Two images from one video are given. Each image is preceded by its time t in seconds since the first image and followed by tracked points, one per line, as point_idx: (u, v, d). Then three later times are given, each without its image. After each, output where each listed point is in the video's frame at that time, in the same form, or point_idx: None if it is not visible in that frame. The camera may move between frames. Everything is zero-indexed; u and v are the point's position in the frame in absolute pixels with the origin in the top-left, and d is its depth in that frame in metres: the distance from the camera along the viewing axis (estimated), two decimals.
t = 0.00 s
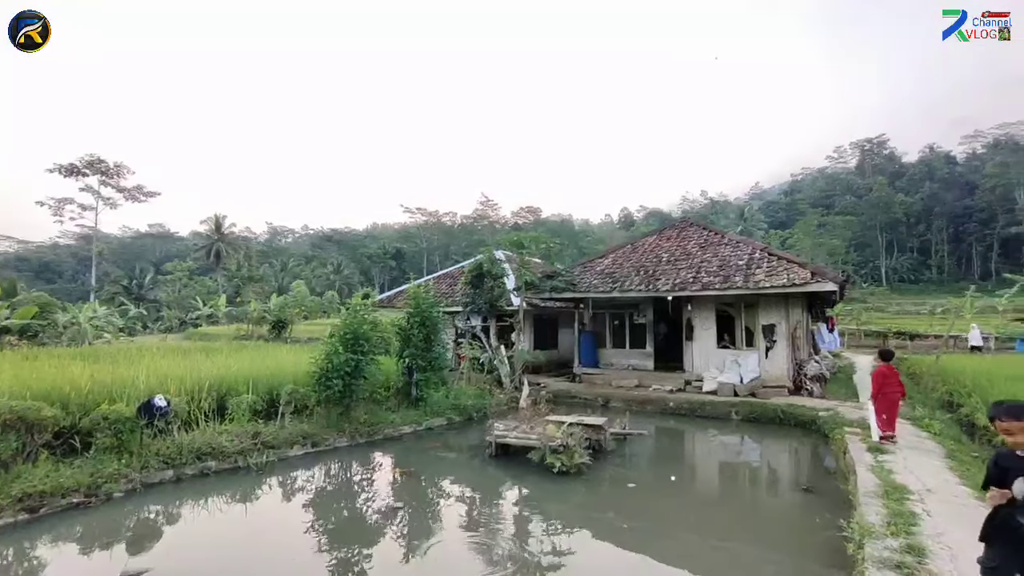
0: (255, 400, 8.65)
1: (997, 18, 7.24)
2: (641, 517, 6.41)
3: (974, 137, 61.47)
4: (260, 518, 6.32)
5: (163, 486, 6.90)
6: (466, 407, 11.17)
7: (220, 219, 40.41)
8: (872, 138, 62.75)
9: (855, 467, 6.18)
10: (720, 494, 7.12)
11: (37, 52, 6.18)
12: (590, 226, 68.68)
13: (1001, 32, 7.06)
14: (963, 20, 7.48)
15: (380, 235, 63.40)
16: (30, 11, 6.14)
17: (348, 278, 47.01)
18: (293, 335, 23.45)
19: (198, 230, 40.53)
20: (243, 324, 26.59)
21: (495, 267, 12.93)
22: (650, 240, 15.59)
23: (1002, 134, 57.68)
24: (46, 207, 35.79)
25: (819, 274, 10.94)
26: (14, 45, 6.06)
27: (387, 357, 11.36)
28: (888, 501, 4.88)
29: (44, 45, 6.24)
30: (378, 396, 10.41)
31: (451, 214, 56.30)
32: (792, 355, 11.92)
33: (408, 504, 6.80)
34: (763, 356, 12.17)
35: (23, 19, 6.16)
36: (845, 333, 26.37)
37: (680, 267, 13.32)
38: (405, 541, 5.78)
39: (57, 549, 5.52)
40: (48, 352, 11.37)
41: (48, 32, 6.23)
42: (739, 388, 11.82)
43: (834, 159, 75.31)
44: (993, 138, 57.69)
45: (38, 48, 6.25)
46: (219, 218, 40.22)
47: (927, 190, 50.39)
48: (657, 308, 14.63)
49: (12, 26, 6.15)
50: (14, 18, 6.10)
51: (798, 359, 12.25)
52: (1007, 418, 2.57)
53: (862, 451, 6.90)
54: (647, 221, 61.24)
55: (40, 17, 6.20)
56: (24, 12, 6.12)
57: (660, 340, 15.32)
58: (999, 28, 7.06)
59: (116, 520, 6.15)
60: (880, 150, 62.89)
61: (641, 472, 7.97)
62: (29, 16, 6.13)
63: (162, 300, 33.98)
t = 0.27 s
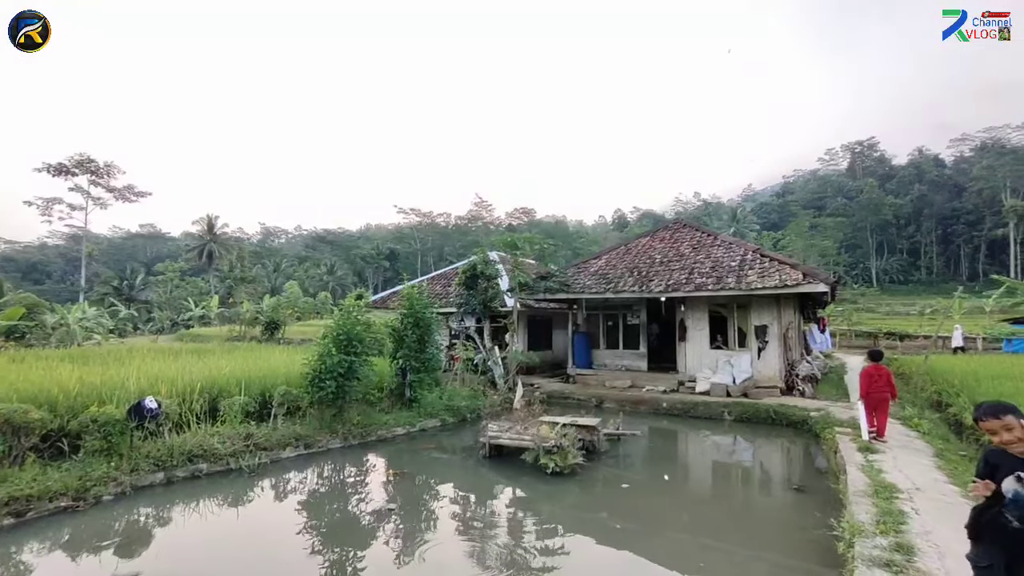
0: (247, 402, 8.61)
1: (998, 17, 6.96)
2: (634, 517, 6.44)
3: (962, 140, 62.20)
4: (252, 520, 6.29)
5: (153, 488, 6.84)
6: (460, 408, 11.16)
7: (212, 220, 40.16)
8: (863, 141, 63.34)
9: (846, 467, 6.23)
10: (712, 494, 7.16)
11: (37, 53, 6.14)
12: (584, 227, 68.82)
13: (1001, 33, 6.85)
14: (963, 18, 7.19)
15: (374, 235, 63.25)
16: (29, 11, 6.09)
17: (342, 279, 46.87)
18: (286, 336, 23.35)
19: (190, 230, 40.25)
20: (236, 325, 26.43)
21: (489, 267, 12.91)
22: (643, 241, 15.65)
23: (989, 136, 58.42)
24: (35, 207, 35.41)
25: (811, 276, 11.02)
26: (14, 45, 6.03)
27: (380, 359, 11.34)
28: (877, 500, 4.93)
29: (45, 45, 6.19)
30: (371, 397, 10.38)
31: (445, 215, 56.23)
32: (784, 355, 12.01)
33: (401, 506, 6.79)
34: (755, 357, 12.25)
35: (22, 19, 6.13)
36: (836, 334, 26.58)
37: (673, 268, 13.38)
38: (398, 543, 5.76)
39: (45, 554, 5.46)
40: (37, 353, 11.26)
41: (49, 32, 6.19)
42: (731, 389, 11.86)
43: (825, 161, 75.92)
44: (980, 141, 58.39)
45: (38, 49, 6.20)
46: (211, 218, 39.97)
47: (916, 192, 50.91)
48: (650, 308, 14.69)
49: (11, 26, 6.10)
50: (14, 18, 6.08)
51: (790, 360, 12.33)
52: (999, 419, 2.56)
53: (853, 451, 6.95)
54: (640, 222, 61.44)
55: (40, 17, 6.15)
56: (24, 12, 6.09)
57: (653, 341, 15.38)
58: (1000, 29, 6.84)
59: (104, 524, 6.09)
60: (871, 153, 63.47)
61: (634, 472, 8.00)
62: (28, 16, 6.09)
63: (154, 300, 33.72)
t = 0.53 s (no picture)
0: (239, 403, 8.56)
1: (997, 18, 7.32)
2: (627, 517, 6.46)
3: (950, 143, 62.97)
4: (244, 522, 6.25)
5: (143, 491, 6.78)
6: (453, 409, 11.14)
7: (204, 220, 39.89)
8: (854, 143, 63.94)
9: (836, 466, 6.28)
10: (705, 494, 7.19)
11: (37, 52, 6.31)
12: (578, 228, 68.94)
13: (1000, 32, 7.15)
14: (962, 19, 7.56)
15: (368, 236, 63.07)
16: (29, 11, 6.26)
17: (335, 280, 46.71)
18: (279, 337, 23.22)
19: (181, 231, 39.94)
20: (228, 327, 26.24)
21: (482, 268, 12.90)
22: (636, 242, 15.70)
23: (977, 139, 59.14)
24: (23, 207, 35.02)
25: (802, 276, 11.09)
26: (14, 45, 6.18)
27: (373, 360, 11.30)
28: (867, 499, 4.97)
29: (44, 45, 6.36)
30: (365, 398, 10.35)
31: (439, 215, 56.17)
32: (775, 356, 12.07)
33: (394, 507, 6.78)
34: (747, 357, 12.32)
35: (22, 19, 6.29)
36: (827, 335, 26.79)
37: (666, 269, 13.44)
38: (391, 544, 5.75)
39: (32, 558, 5.39)
40: (27, 355, 11.14)
41: (48, 32, 6.36)
42: (724, 390, 11.90)
43: (816, 163, 76.54)
44: (968, 143, 59.09)
45: (37, 48, 6.36)
46: (203, 218, 39.69)
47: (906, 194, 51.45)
48: (643, 309, 14.74)
49: (12, 26, 6.27)
50: (15, 18, 6.24)
51: (782, 360, 12.41)
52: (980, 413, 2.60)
53: (843, 450, 7.01)
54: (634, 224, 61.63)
55: (41, 17, 6.32)
56: (24, 12, 6.25)
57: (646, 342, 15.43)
58: (999, 28, 7.15)
59: (93, 528, 6.02)
60: (861, 155, 64.07)
61: (627, 473, 8.02)
62: (29, 16, 6.26)
63: (145, 302, 33.43)
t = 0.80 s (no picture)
0: (231, 404, 8.51)
1: (998, 17, 6.97)
2: (620, 517, 6.48)
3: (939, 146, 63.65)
4: (236, 524, 6.21)
5: (132, 494, 6.72)
6: (447, 410, 11.13)
7: (196, 220, 39.59)
8: (845, 146, 64.52)
9: (827, 465, 6.33)
10: (697, 493, 7.24)
11: (37, 52, 6.23)
12: (572, 229, 69.03)
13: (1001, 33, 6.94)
14: (961, 20, 7.24)
15: (361, 236, 62.89)
16: (29, 11, 6.18)
17: (328, 281, 46.53)
18: (271, 337, 23.08)
19: (173, 231, 39.63)
20: (219, 327, 26.05)
21: (476, 269, 12.89)
22: (629, 243, 15.76)
23: (965, 142, 59.83)
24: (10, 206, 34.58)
25: (794, 278, 11.17)
26: (15, 45, 6.10)
27: (367, 361, 11.27)
28: (857, 498, 5.02)
29: (44, 45, 6.29)
30: (358, 399, 10.31)
31: (433, 216, 56.11)
32: (767, 357, 12.15)
33: (387, 509, 6.76)
34: (740, 358, 12.39)
35: (22, 19, 6.23)
36: (818, 335, 27.01)
37: (659, 270, 13.50)
38: (384, 545, 5.73)
39: (18, 561, 5.33)
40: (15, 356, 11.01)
41: (49, 32, 6.29)
42: (716, 390, 11.95)
43: (808, 165, 77.15)
44: (957, 147, 59.77)
45: (37, 49, 6.28)
46: (195, 218, 39.39)
47: (896, 196, 51.96)
48: (637, 310, 14.80)
49: (11, 26, 6.20)
50: (14, 18, 6.18)
51: (773, 361, 12.49)
52: (962, 410, 2.65)
53: (834, 450, 7.06)
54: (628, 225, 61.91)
55: (41, 17, 6.23)
56: (24, 12, 6.18)
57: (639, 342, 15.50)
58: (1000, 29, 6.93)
59: (81, 531, 5.96)
60: (852, 157, 64.65)
61: (620, 473, 8.05)
62: (29, 16, 6.18)
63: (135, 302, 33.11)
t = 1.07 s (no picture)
0: (223, 405, 8.46)
1: (996, 17, 7.32)
2: (613, 517, 6.49)
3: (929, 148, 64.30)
4: (228, 526, 6.18)
5: (122, 496, 6.66)
6: (441, 411, 11.12)
7: (189, 220, 39.34)
8: (837, 148, 65.07)
9: (819, 465, 6.36)
10: (690, 493, 7.26)
11: (37, 52, 6.32)
12: (566, 230, 69.08)
13: (1000, 32, 7.15)
14: (962, 19, 7.55)
15: (355, 237, 62.70)
16: (30, 11, 6.27)
17: (322, 281, 46.35)
18: (264, 338, 22.96)
19: (165, 231, 39.36)
20: (212, 328, 25.88)
21: (471, 270, 12.90)
22: (623, 244, 15.81)
23: (955, 145, 60.46)
24: None
25: (786, 278, 11.25)
26: (14, 45, 6.19)
27: (360, 362, 11.24)
28: (848, 496, 5.06)
29: (44, 45, 6.38)
30: (351, 400, 10.28)
31: (427, 216, 56.04)
32: (760, 357, 12.22)
33: (381, 510, 6.74)
34: (733, 358, 12.46)
35: (23, 19, 6.31)
36: (811, 336, 27.20)
37: (653, 271, 13.55)
38: (378, 547, 5.71)
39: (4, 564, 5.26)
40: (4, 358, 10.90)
41: (48, 32, 6.38)
42: (710, 390, 12.01)
43: (801, 167, 77.69)
44: (946, 149, 60.40)
45: (37, 48, 6.38)
46: (188, 218, 39.15)
47: (887, 198, 52.42)
48: (631, 311, 14.84)
49: (12, 26, 6.28)
50: (14, 18, 6.26)
51: (766, 361, 12.56)
52: (950, 409, 2.66)
53: (825, 449, 7.11)
54: (622, 226, 62.10)
55: (40, 17, 6.33)
56: (24, 12, 6.26)
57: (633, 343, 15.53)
58: (999, 27, 7.15)
59: (69, 534, 5.89)
60: (844, 159, 65.20)
61: (614, 473, 8.07)
62: (29, 16, 6.27)
63: (126, 303, 32.81)
